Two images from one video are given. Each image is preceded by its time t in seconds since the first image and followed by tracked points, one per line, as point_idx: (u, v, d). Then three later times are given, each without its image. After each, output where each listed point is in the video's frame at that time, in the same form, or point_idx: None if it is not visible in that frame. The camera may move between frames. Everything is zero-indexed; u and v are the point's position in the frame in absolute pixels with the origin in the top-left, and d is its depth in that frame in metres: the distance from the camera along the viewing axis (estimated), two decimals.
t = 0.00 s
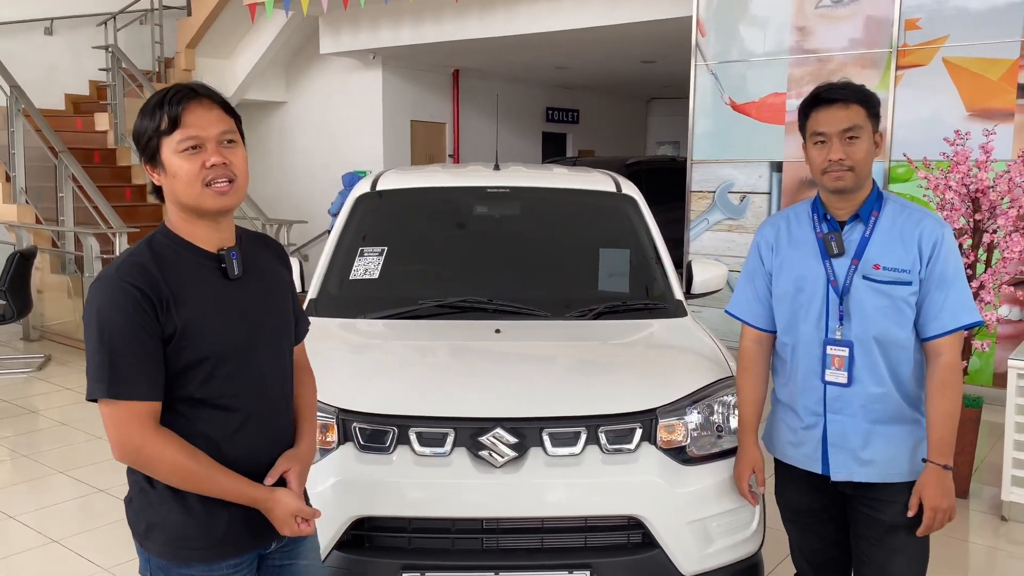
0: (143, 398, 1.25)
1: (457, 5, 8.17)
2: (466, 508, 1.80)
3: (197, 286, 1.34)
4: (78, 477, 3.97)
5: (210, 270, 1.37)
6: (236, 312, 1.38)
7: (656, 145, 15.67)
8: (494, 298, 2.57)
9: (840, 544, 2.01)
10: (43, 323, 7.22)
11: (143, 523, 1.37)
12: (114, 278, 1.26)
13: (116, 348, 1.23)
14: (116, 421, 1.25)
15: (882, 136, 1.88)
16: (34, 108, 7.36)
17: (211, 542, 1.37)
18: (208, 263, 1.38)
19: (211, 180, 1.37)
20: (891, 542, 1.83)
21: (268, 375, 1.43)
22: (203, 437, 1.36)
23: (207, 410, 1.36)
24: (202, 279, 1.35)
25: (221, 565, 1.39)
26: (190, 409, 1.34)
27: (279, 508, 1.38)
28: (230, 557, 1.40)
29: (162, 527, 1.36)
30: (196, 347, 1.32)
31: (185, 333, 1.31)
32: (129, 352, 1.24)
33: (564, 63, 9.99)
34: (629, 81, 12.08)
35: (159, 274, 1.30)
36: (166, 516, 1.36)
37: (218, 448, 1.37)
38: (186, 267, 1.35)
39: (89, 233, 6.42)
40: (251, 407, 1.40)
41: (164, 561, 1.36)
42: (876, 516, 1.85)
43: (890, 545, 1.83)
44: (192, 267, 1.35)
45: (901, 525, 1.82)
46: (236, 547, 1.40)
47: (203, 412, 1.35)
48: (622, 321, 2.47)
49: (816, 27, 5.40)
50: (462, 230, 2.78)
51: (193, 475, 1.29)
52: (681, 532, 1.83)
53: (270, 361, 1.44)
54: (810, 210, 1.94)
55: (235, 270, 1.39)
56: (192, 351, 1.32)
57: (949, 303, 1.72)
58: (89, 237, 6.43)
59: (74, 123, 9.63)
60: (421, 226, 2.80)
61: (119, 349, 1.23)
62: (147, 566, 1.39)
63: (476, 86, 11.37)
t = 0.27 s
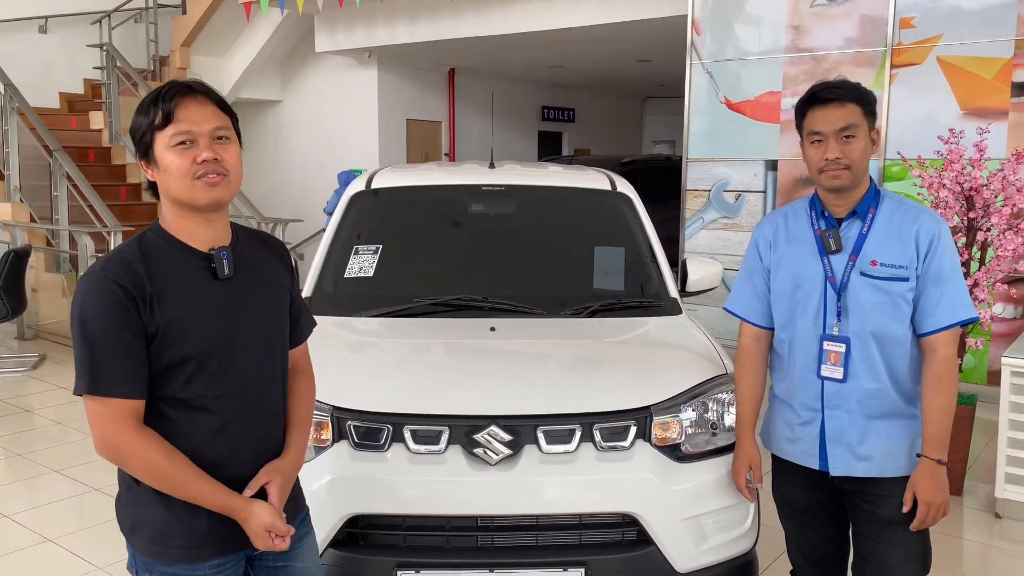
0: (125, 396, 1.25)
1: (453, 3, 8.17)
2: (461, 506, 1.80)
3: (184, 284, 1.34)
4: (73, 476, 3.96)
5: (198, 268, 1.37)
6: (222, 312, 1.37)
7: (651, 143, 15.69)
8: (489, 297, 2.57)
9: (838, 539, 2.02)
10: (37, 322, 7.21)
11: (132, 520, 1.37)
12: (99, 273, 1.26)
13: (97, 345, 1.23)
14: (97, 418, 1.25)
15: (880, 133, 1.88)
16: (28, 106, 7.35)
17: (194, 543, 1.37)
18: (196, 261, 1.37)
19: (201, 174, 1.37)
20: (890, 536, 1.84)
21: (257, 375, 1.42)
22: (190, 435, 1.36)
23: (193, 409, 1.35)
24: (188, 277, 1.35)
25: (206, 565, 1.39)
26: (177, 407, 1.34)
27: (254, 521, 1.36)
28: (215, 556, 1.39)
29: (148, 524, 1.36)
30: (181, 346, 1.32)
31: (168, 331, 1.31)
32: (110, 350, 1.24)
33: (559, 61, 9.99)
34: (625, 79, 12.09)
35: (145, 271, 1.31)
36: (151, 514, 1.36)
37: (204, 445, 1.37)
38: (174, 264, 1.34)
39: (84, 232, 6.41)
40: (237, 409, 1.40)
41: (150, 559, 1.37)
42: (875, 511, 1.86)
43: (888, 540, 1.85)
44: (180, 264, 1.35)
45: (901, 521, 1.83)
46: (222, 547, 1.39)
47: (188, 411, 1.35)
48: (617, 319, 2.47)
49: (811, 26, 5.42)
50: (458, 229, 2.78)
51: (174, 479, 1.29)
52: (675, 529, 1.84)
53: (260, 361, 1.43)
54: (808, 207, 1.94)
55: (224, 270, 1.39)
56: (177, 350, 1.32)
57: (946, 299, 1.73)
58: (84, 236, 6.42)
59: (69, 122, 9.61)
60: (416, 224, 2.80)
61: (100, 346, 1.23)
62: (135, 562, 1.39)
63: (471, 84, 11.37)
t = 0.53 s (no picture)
0: (107, 392, 1.26)
1: (448, 4, 8.18)
2: (455, 505, 1.80)
3: (170, 282, 1.35)
4: (68, 476, 3.96)
5: (186, 266, 1.37)
6: (207, 311, 1.37)
7: (648, 143, 15.70)
8: (483, 297, 2.58)
9: (834, 539, 2.03)
10: (33, 323, 7.20)
11: (121, 520, 1.38)
12: (84, 270, 1.28)
13: (80, 341, 1.25)
14: (82, 414, 1.27)
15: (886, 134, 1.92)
16: (23, 107, 7.34)
17: (180, 544, 1.37)
18: (185, 259, 1.38)
19: (175, 164, 1.37)
20: (889, 539, 1.87)
21: (247, 376, 1.42)
22: (179, 434, 1.36)
23: (181, 409, 1.36)
24: (175, 275, 1.36)
25: (191, 566, 1.38)
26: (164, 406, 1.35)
27: (233, 526, 1.34)
28: (200, 557, 1.39)
29: (136, 524, 1.37)
30: (165, 344, 1.33)
31: (151, 330, 1.32)
32: (92, 346, 1.25)
33: (555, 61, 10.00)
34: (621, 79, 12.10)
35: (131, 269, 1.32)
36: (138, 513, 1.36)
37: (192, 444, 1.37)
38: (160, 262, 1.36)
39: (80, 233, 6.40)
40: (225, 410, 1.40)
41: (138, 558, 1.37)
42: (874, 513, 1.88)
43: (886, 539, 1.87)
44: (167, 263, 1.36)
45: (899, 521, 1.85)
46: (208, 549, 1.39)
47: (175, 411, 1.36)
48: (611, 318, 2.48)
49: (805, 25, 5.43)
50: (452, 229, 2.78)
51: (155, 479, 1.29)
52: (669, 527, 1.84)
53: (250, 362, 1.43)
54: (814, 205, 1.96)
55: (213, 268, 1.39)
56: (162, 348, 1.33)
57: (948, 300, 1.75)
58: (80, 237, 6.41)
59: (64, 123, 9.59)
60: (411, 224, 2.80)
61: (82, 342, 1.25)
62: (126, 562, 1.40)
63: (467, 85, 11.37)
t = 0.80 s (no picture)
0: (104, 390, 1.26)
1: (445, 5, 8.19)
2: (454, 505, 1.81)
3: (167, 280, 1.35)
4: (66, 478, 3.96)
5: (183, 264, 1.37)
6: (204, 310, 1.37)
7: (645, 143, 15.72)
8: (480, 297, 2.58)
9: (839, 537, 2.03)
10: (30, 325, 7.19)
11: (120, 522, 1.38)
12: (80, 268, 1.29)
13: (74, 339, 1.25)
14: (77, 412, 1.27)
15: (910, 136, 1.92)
16: (20, 109, 7.34)
17: (179, 544, 1.37)
18: (181, 256, 1.38)
19: (162, 153, 1.37)
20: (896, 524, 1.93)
21: (245, 376, 1.42)
22: (176, 433, 1.36)
23: (178, 408, 1.36)
24: (173, 273, 1.36)
25: (190, 566, 1.38)
26: (161, 404, 1.35)
27: (226, 529, 1.34)
28: (199, 558, 1.39)
29: (135, 525, 1.37)
30: (162, 343, 1.33)
31: (147, 328, 1.32)
32: (86, 343, 1.26)
33: (552, 62, 10.01)
34: (617, 80, 12.12)
35: (127, 266, 1.32)
36: (136, 514, 1.37)
37: (188, 443, 1.37)
38: (157, 260, 1.36)
39: (77, 235, 6.40)
40: (221, 410, 1.40)
41: (137, 559, 1.38)
42: (882, 501, 1.94)
43: (894, 527, 1.94)
44: (163, 261, 1.36)
45: (905, 510, 1.92)
46: (208, 549, 1.40)
47: (171, 410, 1.36)
48: (609, 318, 2.48)
49: (802, 26, 5.44)
50: (450, 229, 2.79)
51: (151, 480, 1.29)
52: (667, 526, 1.85)
53: (248, 362, 1.43)
54: (833, 201, 1.94)
55: (210, 263, 1.39)
56: (158, 346, 1.33)
57: (964, 299, 1.81)
58: (77, 239, 6.40)
59: (61, 124, 9.59)
60: (408, 225, 2.80)
61: (77, 339, 1.26)
62: (125, 564, 1.40)
63: (464, 86, 11.38)
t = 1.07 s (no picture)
0: (112, 393, 1.27)
1: (444, 8, 8.20)
2: (455, 507, 1.81)
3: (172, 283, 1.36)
4: (66, 481, 3.96)
5: (188, 267, 1.38)
6: (210, 311, 1.38)
7: (643, 145, 15.73)
8: (481, 299, 2.59)
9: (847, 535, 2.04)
10: (30, 328, 7.19)
11: (128, 527, 1.38)
12: (86, 272, 1.29)
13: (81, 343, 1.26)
14: (85, 415, 1.27)
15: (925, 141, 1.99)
16: (20, 112, 7.35)
17: (185, 546, 1.37)
18: (187, 260, 1.39)
19: (197, 180, 1.38)
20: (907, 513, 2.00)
21: (250, 376, 1.43)
22: (180, 437, 1.36)
23: (184, 411, 1.36)
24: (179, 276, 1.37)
25: (197, 568, 1.39)
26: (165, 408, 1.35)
27: (238, 527, 1.35)
28: (206, 559, 1.40)
29: (141, 528, 1.37)
30: (169, 344, 1.34)
31: (154, 331, 1.32)
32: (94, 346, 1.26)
33: (550, 64, 10.01)
34: (616, 82, 12.12)
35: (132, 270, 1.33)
36: (141, 516, 1.37)
37: (191, 446, 1.37)
38: (162, 263, 1.36)
39: (76, 237, 6.40)
40: (226, 412, 1.40)
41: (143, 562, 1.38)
42: (892, 492, 1.99)
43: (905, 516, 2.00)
44: (169, 264, 1.37)
45: (916, 499, 1.98)
46: (214, 551, 1.40)
47: (177, 412, 1.36)
48: (609, 320, 2.49)
49: (800, 27, 5.45)
50: (449, 232, 2.79)
51: (161, 480, 1.30)
52: (668, 528, 1.85)
53: (253, 364, 1.44)
54: (851, 199, 1.97)
55: (214, 267, 1.40)
56: (164, 348, 1.33)
57: (976, 295, 1.95)
58: (76, 242, 6.40)
59: (60, 127, 9.59)
60: (408, 227, 2.81)
61: (83, 343, 1.26)
62: (130, 566, 1.40)
63: (463, 88, 11.39)
